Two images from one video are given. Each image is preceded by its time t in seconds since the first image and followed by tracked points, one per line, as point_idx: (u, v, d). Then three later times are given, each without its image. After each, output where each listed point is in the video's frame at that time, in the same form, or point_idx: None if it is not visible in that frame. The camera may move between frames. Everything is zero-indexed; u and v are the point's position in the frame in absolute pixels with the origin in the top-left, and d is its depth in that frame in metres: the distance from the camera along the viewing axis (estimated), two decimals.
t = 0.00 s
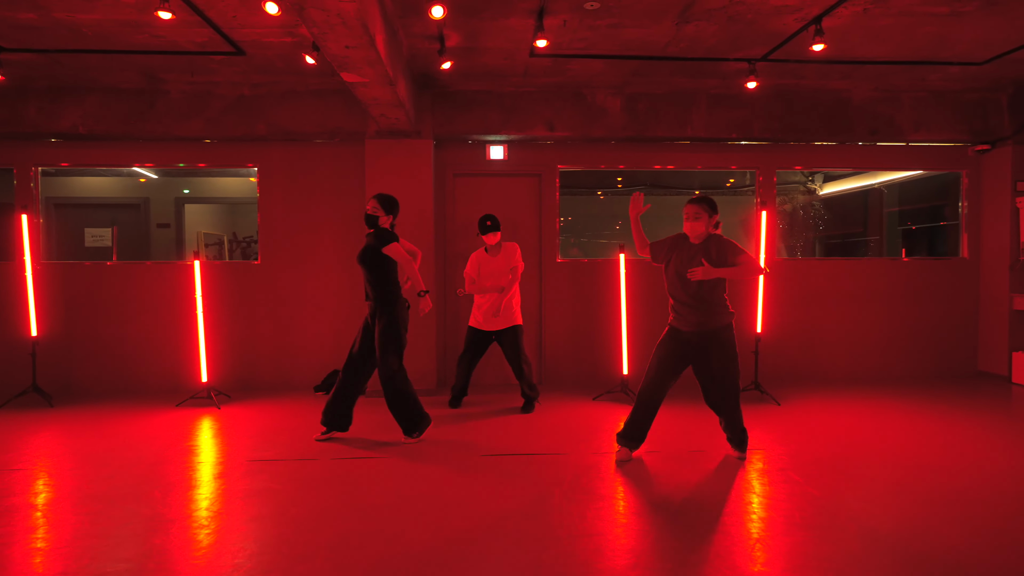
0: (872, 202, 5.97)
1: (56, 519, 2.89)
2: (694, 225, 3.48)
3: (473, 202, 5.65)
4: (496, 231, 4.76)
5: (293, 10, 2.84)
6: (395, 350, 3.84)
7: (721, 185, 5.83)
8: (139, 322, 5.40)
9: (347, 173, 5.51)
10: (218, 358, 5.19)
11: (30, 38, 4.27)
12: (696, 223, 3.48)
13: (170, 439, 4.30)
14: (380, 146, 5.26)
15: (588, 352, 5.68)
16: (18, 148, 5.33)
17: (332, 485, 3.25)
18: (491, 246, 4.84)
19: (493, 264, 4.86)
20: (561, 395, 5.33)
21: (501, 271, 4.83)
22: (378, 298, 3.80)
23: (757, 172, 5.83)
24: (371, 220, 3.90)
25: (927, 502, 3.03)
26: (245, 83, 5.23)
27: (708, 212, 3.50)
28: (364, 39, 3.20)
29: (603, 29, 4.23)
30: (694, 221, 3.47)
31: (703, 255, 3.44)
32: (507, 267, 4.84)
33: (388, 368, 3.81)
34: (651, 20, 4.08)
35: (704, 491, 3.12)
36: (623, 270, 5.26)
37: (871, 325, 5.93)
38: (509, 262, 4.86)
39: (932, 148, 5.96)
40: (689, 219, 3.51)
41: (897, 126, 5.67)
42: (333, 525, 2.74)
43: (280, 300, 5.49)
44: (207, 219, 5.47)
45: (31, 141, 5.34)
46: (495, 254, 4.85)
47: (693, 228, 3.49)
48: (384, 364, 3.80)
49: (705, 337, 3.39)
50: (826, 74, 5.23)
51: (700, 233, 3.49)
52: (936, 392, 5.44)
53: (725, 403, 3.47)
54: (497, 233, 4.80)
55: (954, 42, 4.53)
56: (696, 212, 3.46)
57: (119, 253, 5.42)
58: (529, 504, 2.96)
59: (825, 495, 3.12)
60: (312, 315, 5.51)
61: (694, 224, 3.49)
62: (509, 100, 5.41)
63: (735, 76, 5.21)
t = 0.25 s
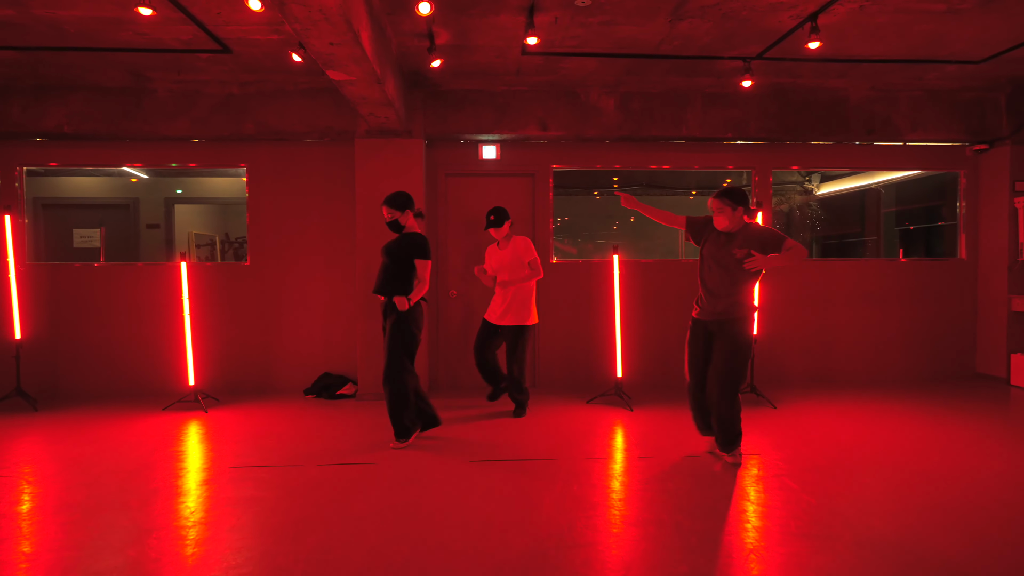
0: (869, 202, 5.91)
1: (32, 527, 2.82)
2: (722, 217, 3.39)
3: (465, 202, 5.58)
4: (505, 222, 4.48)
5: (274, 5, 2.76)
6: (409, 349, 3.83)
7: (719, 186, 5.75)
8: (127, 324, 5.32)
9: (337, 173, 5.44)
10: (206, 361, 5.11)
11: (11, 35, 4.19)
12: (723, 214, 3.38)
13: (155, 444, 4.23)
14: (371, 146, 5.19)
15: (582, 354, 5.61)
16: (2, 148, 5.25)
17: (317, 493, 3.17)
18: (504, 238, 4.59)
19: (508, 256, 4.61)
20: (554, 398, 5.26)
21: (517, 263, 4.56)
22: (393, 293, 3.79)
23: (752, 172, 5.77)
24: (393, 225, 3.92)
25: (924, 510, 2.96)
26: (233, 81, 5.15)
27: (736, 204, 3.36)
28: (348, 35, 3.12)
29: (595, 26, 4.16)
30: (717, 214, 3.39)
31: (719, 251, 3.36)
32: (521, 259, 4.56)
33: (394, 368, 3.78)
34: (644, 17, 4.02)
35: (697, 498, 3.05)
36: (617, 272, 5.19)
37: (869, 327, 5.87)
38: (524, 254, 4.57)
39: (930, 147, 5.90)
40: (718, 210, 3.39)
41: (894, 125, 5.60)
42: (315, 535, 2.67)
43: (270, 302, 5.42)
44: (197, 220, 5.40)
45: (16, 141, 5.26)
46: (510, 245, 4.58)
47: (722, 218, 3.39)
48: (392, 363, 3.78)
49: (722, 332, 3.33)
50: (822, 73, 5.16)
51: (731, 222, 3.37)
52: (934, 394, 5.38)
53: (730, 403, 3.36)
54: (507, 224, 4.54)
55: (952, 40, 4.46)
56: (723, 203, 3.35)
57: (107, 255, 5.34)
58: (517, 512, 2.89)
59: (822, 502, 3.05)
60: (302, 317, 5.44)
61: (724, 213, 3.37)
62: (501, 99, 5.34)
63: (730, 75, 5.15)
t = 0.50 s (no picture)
0: (874, 201, 5.81)
1: (18, 534, 2.71)
2: (760, 220, 3.26)
3: (466, 199, 5.48)
4: (527, 217, 4.40)
5: None
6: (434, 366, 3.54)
7: (721, 184, 5.65)
8: (121, 323, 5.21)
9: (336, 170, 5.33)
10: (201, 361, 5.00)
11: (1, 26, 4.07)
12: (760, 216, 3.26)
13: (148, 446, 4.12)
14: (370, 142, 5.08)
15: (586, 355, 5.51)
16: None
17: (314, 498, 3.07)
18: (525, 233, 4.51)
19: (525, 253, 4.50)
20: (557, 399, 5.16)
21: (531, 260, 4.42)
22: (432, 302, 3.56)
23: (759, 170, 5.67)
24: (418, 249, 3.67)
25: (943, 513, 2.87)
26: (230, 75, 5.04)
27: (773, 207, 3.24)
28: (348, 25, 3.02)
29: (601, 19, 4.06)
30: (754, 217, 3.27)
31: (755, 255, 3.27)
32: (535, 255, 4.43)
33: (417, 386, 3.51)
34: (652, 9, 3.92)
35: (707, 503, 2.95)
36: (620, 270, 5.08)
37: (877, 327, 5.77)
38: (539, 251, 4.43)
39: (938, 145, 5.81)
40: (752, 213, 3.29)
41: (902, 122, 5.51)
42: (313, 542, 2.57)
43: (267, 300, 5.31)
44: (193, 218, 5.28)
45: (7, 136, 5.14)
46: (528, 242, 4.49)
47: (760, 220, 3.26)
48: (409, 380, 3.48)
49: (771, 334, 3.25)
50: (831, 68, 5.07)
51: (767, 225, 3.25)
52: (944, 396, 5.28)
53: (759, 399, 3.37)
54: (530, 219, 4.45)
55: (965, 34, 4.37)
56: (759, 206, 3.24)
57: (101, 253, 5.23)
58: (522, 519, 2.79)
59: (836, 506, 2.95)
60: (300, 316, 5.33)
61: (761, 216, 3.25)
62: (503, 94, 5.24)
63: (737, 70, 5.05)
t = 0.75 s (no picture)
0: (880, 198, 5.68)
1: None
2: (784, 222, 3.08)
3: (464, 196, 5.35)
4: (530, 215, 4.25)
5: None
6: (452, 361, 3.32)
7: (721, 182, 5.51)
8: (110, 323, 5.08)
9: (330, 166, 5.20)
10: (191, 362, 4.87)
11: None
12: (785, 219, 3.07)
13: (135, 450, 3.99)
14: (366, 137, 4.95)
15: (587, 355, 5.38)
16: None
17: (303, 505, 2.94)
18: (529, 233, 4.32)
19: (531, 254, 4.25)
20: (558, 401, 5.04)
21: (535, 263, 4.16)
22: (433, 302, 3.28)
23: (763, 166, 5.54)
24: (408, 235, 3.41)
25: (962, 520, 2.75)
26: (222, 69, 4.91)
27: (798, 206, 3.04)
28: (340, 11, 2.89)
29: (603, 9, 3.94)
30: (778, 219, 3.08)
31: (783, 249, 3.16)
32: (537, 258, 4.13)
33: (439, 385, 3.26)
34: None
35: (714, 511, 2.82)
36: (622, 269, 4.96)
37: (884, 327, 5.65)
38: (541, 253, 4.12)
39: (947, 141, 5.69)
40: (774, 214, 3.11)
41: (910, 117, 5.39)
42: (301, 554, 2.44)
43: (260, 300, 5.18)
44: (185, 215, 5.15)
45: None
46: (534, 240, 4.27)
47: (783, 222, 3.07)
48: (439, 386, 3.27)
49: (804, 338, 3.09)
50: (838, 62, 4.94)
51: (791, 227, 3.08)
52: (953, 398, 5.16)
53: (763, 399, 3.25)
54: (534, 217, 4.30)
55: (977, 26, 4.24)
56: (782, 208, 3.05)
57: (91, 252, 5.10)
58: (522, 528, 2.66)
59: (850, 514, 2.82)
60: (293, 316, 5.20)
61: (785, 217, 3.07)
62: (502, 88, 5.11)
63: (742, 63, 4.92)
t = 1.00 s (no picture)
0: (884, 196, 5.52)
1: None
2: (763, 231, 2.82)
3: (457, 192, 5.18)
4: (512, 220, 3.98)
5: None
6: (433, 367, 3.13)
7: (722, 179, 5.33)
8: (91, 323, 4.91)
9: (319, 160, 5.03)
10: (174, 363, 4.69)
11: None
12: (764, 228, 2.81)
13: (110, 455, 3.81)
14: (355, 130, 4.78)
15: (584, 357, 5.22)
16: None
17: (281, 517, 2.76)
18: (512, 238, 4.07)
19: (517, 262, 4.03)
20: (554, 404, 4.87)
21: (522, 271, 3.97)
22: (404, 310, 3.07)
23: (766, 162, 5.38)
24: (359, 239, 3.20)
25: (980, 531, 2.59)
26: (205, 59, 4.74)
27: (777, 214, 2.79)
28: None
29: None
30: (757, 227, 2.82)
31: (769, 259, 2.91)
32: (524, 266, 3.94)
33: (424, 396, 3.07)
34: None
35: (718, 524, 2.65)
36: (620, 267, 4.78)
37: (890, 327, 5.48)
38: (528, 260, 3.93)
39: (955, 136, 5.52)
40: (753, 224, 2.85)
41: (918, 111, 5.22)
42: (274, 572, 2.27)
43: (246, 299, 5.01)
44: (171, 211, 4.99)
45: None
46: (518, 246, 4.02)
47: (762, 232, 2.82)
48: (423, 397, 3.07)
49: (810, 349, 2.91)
50: (844, 53, 4.78)
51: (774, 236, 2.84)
52: (962, 400, 4.99)
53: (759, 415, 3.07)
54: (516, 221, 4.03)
55: (990, 14, 4.08)
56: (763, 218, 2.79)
57: (75, 248, 4.93)
58: (512, 542, 2.49)
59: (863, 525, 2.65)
60: (280, 315, 5.03)
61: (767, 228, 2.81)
62: (496, 80, 4.93)
63: (745, 54, 4.76)
